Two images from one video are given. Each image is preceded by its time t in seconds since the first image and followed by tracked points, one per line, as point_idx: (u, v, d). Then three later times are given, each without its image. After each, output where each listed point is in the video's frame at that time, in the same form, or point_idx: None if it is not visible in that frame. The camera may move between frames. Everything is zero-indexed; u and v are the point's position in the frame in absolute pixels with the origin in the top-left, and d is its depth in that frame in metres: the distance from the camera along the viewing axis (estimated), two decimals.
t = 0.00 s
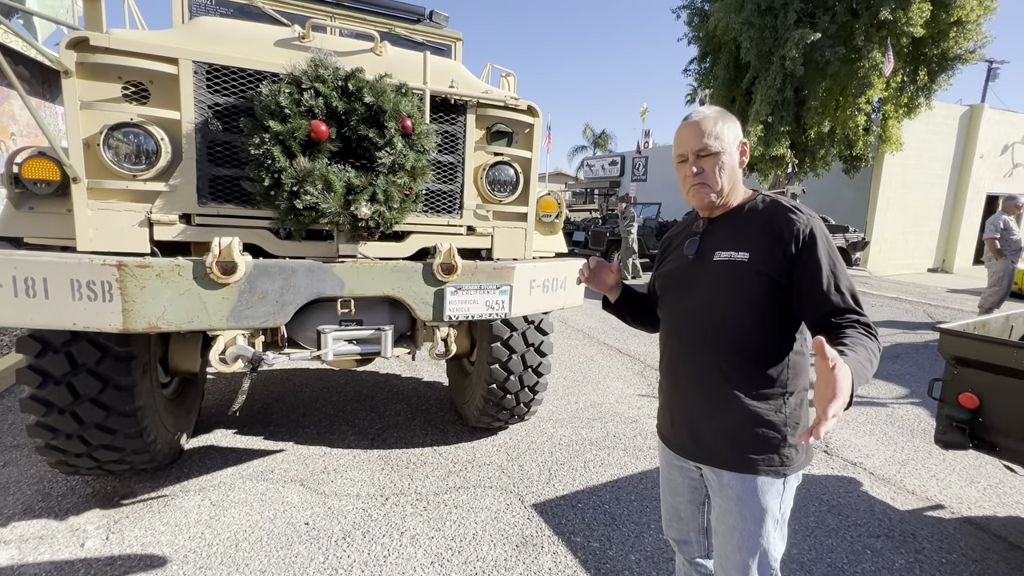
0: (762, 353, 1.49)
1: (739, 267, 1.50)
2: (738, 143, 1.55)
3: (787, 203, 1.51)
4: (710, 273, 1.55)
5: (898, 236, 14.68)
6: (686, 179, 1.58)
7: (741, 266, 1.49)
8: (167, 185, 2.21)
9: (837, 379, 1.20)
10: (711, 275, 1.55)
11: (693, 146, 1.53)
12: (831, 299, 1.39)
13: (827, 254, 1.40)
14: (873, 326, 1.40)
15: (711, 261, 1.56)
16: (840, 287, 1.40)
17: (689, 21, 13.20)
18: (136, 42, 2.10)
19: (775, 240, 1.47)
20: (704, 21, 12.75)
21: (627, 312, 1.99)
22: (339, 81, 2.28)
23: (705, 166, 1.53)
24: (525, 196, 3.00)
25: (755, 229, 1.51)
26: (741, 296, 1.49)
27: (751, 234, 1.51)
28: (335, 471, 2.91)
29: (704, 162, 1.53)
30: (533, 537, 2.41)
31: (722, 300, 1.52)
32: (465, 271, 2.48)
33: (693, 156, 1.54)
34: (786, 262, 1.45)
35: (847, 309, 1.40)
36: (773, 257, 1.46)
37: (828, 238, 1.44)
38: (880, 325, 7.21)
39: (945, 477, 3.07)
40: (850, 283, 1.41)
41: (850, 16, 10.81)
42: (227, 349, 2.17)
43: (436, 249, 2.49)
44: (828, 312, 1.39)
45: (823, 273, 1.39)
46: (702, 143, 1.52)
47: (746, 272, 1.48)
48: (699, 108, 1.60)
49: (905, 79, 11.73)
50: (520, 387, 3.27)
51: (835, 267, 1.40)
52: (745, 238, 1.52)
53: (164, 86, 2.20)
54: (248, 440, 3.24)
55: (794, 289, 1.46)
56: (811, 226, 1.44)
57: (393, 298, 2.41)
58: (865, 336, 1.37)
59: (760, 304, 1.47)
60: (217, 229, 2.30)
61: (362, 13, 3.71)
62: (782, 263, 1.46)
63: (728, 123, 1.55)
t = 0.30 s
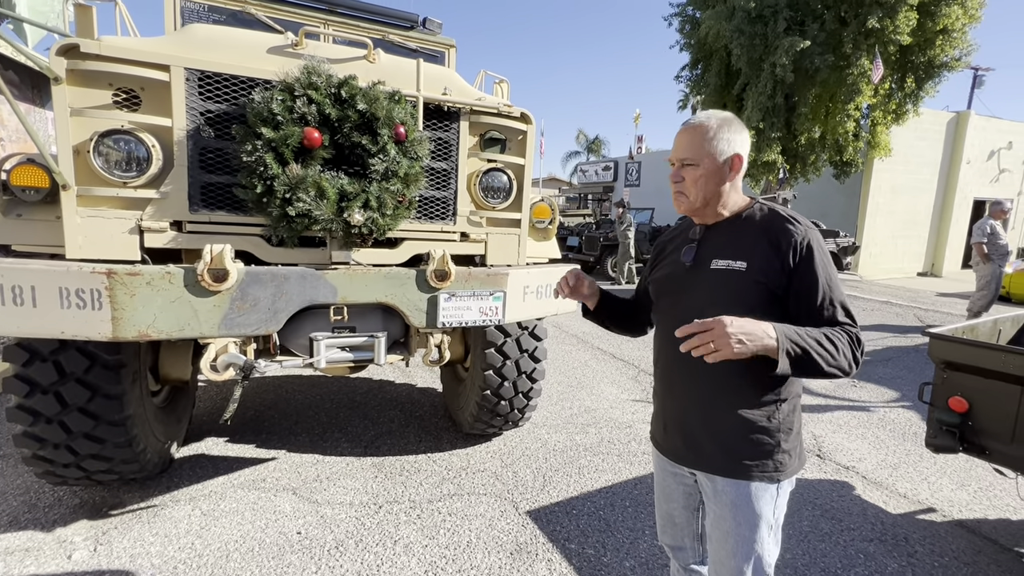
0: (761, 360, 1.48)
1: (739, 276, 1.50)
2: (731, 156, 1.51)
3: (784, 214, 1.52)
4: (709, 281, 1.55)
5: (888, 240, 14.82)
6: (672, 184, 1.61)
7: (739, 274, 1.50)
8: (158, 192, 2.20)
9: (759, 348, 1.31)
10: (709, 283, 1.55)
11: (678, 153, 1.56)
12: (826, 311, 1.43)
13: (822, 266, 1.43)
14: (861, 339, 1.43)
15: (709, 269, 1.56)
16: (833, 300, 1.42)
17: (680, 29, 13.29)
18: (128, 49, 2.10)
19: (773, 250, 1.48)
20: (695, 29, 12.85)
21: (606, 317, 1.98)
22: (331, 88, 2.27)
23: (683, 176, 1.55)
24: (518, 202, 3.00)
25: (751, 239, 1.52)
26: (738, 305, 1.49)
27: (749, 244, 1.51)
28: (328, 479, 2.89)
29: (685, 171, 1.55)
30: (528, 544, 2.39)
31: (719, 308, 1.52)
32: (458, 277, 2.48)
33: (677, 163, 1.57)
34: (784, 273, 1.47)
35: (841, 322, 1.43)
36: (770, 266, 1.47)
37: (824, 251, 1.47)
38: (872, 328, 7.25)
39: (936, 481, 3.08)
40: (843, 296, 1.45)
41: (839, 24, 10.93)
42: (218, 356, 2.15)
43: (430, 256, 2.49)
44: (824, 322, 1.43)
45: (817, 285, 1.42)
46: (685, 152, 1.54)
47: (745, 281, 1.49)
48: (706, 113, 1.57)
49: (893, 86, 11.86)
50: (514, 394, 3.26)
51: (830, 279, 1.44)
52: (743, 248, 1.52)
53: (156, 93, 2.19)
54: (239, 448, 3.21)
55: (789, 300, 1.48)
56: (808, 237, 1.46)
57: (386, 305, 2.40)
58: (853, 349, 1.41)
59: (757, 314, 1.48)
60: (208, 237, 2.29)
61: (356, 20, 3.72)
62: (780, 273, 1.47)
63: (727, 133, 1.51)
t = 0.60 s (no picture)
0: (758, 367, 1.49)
1: (738, 282, 1.50)
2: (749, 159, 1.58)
3: (781, 220, 1.53)
4: (707, 287, 1.54)
5: (878, 244, 14.95)
6: (701, 188, 1.55)
7: (737, 280, 1.50)
8: (147, 198, 2.18)
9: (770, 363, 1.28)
10: (708, 289, 1.54)
11: (716, 155, 1.51)
12: (820, 315, 1.45)
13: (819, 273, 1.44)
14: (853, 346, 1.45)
15: (707, 275, 1.56)
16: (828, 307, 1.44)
17: (672, 35, 13.36)
18: (117, 53, 2.08)
19: (771, 256, 1.48)
20: (686, 35, 12.93)
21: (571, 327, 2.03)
22: (324, 94, 2.27)
23: (724, 178, 1.52)
24: (511, 208, 3.00)
25: (749, 245, 1.52)
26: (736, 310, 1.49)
27: (747, 248, 1.52)
28: (319, 487, 2.86)
29: (724, 172, 1.53)
30: (521, 550, 2.38)
31: (717, 313, 1.52)
32: (451, 283, 2.47)
33: (715, 165, 1.52)
34: (781, 277, 1.47)
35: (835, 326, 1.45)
36: (768, 272, 1.48)
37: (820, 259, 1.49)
38: (862, 332, 7.29)
39: (927, 483, 3.09)
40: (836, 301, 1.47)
41: (827, 31, 11.03)
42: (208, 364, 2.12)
43: (423, 261, 2.48)
44: (818, 325, 1.46)
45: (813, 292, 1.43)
46: (726, 153, 1.51)
47: (743, 286, 1.49)
48: (710, 119, 1.60)
49: (880, 93, 11.99)
50: (508, 399, 3.25)
51: (824, 284, 1.46)
52: (740, 253, 1.52)
53: (146, 98, 2.17)
54: (230, 455, 3.17)
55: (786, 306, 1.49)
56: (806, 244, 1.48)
57: (379, 311, 2.38)
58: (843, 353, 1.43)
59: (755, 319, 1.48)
60: (198, 242, 2.27)
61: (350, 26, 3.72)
62: (778, 280, 1.47)
63: (742, 137, 1.57)
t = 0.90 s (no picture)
0: (746, 374, 1.50)
1: (729, 288, 1.50)
2: (729, 168, 1.53)
3: (772, 227, 1.53)
4: (698, 292, 1.55)
5: (866, 247, 15.11)
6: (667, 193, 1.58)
7: (728, 285, 1.50)
8: (134, 201, 2.16)
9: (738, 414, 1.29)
10: (699, 294, 1.54)
11: (681, 161, 1.52)
12: (810, 327, 1.44)
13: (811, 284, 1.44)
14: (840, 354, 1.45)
15: (699, 280, 1.56)
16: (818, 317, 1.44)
17: (662, 41, 13.45)
18: (103, 55, 2.06)
19: (762, 263, 1.49)
20: (676, 41, 13.02)
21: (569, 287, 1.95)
22: (314, 97, 2.25)
23: (685, 185, 1.52)
24: (502, 211, 3.00)
25: (741, 251, 1.52)
26: (727, 317, 1.49)
27: (739, 255, 1.52)
28: (309, 493, 2.83)
29: (687, 180, 1.53)
30: (513, 556, 2.36)
31: (708, 319, 1.52)
32: (443, 287, 2.46)
33: (680, 171, 1.53)
34: (772, 286, 1.47)
35: (822, 339, 1.43)
36: (760, 278, 1.48)
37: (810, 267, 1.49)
38: (851, 334, 7.36)
39: (915, 484, 3.11)
40: (827, 313, 1.45)
41: (815, 37, 11.15)
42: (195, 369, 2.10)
43: (414, 265, 2.46)
44: (808, 336, 1.44)
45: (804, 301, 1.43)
46: (692, 160, 1.51)
47: (733, 293, 1.49)
48: (700, 124, 1.58)
49: (867, 98, 12.14)
50: (500, 403, 3.24)
51: (815, 295, 1.45)
52: (732, 259, 1.53)
53: (132, 100, 2.15)
54: (218, 462, 3.14)
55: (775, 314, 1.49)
56: (797, 252, 1.48)
57: (370, 315, 2.37)
58: (826, 369, 1.42)
59: (745, 326, 1.49)
60: (185, 246, 2.25)
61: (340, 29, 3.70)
62: (769, 287, 1.47)
63: (725, 144, 1.53)
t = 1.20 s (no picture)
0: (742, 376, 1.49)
1: (723, 290, 1.50)
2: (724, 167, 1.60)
3: (761, 228, 1.54)
4: (693, 295, 1.54)
5: (853, 249, 15.26)
6: (684, 192, 1.55)
7: (722, 286, 1.50)
8: (120, 203, 2.13)
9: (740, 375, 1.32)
10: (693, 297, 1.54)
11: (697, 158, 1.52)
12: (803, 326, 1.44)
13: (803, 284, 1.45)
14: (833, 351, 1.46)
15: (692, 282, 1.55)
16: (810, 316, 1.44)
17: (653, 45, 13.50)
18: (89, 55, 2.03)
19: (755, 264, 1.49)
20: (667, 45, 13.08)
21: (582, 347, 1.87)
22: (304, 99, 2.24)
23: (704, 181, 1.52)
24: (494, 214, 2.99)
25: (733, 252, 1.53)
26: (722, 319, 1.49)
27: (731, 256, 1.53)
28: (299, 498, 2.80)
29: (704, 177, 1.53)
30: (505, 559, 2.35)
31: (703, 322, 1.52)
32: (434, 290, 2.44)
33: (697, 169, 1.53)
34: (765, 284, 1.48)
35: (816, 332, 1.46)
36: (753, 279, 1.49)
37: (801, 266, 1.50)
38: (839, 336, 7.41)
39: (902, 484, 3.13)
40: (818, 308, 1.47)
41: (803, 43, 11.25)
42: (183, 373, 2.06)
43: (405, 268, 2.45)
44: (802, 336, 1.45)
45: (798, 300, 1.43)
46: (706, 157, 1.52)
47: (728, 293, 1.49)
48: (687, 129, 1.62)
49: (854, 103, 12.25)
50: (492, 406, 3.23)
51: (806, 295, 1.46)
52: (725, 260, 1.53)
53: (119, 100, 2.13)
54: (206, 467, 3.10)
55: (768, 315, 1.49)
56: (787, 252, 1.49)
57: (361, 318, 2.35)
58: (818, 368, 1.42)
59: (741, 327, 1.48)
60: (172, 249, 2.22)
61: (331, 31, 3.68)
62: (762, 288, 1.48)
63: (719, 145, 1.59)
